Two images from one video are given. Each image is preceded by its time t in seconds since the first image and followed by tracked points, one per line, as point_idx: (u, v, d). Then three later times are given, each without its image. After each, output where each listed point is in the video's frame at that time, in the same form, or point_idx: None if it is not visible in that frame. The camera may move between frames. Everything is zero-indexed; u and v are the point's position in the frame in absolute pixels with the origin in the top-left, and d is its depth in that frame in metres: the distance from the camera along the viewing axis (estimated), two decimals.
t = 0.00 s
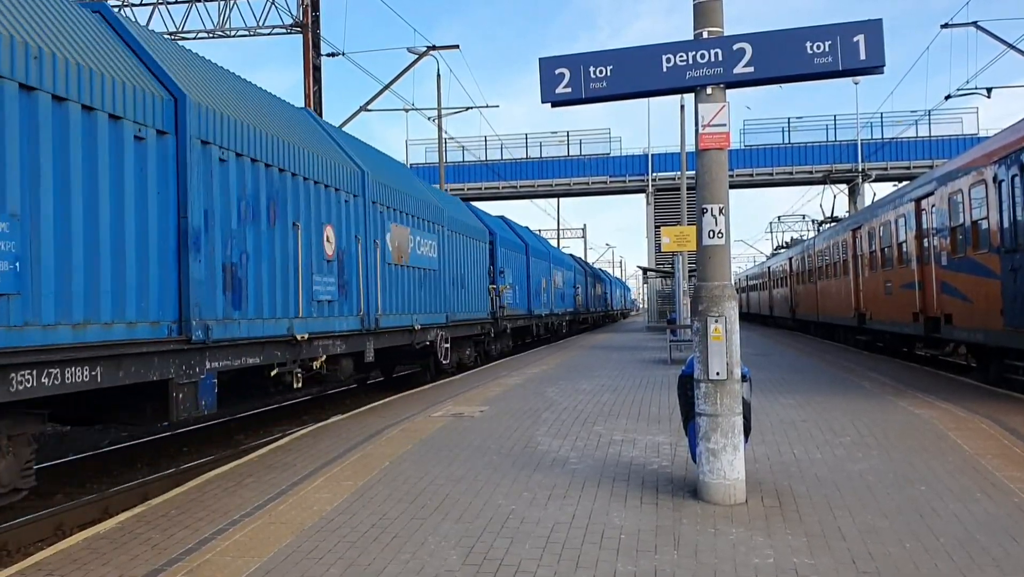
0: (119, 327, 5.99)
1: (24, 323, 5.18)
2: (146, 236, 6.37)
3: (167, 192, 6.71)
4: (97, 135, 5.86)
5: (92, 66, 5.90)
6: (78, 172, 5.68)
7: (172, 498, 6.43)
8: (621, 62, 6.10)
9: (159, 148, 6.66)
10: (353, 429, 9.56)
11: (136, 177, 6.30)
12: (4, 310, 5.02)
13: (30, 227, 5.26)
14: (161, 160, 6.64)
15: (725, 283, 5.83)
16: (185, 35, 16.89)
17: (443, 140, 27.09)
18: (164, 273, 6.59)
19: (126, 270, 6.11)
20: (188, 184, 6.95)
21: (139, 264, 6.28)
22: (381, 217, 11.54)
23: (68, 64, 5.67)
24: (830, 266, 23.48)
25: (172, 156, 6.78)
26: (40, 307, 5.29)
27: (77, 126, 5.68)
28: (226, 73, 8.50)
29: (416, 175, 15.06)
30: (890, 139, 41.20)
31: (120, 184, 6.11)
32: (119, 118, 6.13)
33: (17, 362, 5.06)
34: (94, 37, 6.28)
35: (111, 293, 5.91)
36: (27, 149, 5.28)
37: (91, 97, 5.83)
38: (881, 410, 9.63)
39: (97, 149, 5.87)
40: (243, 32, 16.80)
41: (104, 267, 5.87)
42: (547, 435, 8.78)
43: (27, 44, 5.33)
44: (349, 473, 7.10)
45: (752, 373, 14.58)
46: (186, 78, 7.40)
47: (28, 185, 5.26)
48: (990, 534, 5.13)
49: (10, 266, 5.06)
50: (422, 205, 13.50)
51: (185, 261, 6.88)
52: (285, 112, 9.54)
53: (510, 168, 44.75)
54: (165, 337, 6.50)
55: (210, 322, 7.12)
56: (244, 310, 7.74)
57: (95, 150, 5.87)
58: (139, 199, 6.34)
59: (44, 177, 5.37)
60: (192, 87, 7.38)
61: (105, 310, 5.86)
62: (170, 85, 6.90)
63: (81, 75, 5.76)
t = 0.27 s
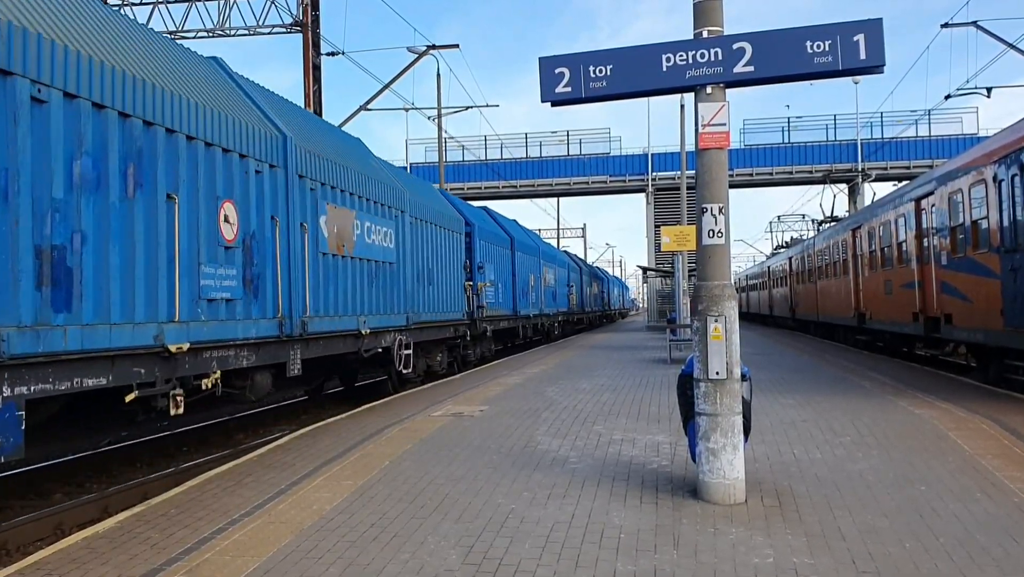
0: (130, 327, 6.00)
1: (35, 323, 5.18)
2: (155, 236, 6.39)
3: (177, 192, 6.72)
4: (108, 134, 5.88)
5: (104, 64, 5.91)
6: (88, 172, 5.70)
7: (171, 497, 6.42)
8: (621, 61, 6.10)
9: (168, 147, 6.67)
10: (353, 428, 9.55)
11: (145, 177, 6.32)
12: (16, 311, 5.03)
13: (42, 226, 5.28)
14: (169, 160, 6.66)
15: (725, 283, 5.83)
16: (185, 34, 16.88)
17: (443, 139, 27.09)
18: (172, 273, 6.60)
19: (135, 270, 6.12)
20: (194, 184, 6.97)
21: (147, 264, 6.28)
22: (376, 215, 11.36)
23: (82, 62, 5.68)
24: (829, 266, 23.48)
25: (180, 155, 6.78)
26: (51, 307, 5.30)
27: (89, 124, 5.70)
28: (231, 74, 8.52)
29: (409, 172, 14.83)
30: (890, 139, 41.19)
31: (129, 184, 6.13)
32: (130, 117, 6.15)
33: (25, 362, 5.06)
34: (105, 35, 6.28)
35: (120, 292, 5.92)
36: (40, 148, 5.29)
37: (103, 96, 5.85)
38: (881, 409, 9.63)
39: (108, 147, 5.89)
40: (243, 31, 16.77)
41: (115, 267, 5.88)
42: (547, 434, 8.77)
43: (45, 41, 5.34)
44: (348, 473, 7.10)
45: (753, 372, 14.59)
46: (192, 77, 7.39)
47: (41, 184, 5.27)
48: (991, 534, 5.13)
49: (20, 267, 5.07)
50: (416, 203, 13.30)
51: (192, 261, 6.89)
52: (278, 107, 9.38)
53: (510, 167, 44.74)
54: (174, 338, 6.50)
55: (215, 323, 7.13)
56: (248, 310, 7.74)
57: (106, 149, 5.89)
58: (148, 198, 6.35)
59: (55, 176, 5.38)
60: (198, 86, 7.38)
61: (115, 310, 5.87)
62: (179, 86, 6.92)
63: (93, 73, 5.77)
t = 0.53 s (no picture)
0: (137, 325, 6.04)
1: (42, 324, 5.23)
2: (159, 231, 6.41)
3: (185, 189, 6.76)
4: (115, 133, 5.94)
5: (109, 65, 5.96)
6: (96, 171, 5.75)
7: (170, 496, 6.41)
8: (621, 60, 6.09)
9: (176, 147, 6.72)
10: (353, 427, 9.55)
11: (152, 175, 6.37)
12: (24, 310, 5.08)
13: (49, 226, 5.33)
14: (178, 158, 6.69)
15: (725, 281, 5.83)
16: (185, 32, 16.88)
17: (443, 138, 27.08)
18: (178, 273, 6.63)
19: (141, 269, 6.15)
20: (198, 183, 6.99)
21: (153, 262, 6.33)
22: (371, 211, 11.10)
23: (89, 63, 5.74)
24: (829, 265, 23.48)
25: (185, 155, 6.83)
26: (59, 306, 5.36)
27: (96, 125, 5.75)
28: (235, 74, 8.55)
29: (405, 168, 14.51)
30: (890, 138, 41.16)
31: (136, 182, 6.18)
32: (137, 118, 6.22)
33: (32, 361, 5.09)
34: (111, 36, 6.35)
35: (128, 291, 5.98)
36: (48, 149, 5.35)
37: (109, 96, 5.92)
38: (881, 409, 9.62)
39: (114, 148, 5.94)
40: (244, 30, 16.80)
41: (122, 266, 5.94)
42: (547, 433, 8.77)
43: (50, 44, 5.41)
44: (347, 472, 7.09)
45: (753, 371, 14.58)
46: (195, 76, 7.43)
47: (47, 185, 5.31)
48: (991, 533, 5.12)
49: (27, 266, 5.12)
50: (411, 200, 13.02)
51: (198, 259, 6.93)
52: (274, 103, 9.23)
53: (509, 166, 44.72)
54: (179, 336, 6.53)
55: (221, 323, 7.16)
56: (251, 310, 7.74)
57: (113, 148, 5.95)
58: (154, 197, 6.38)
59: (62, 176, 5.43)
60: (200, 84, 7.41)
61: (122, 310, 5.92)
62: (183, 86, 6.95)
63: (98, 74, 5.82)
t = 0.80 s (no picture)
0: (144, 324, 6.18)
1: (57, 321, 5.36)
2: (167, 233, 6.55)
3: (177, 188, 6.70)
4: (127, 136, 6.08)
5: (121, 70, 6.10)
6: (110, 174, 5.88)
7: (171, 496, 6.41)
8: (622, 59, 6.08)
9: (176, 148, 6.77)
10: (353, 426, 9.55)
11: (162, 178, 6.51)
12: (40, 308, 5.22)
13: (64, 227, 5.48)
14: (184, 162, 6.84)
15: (725, 281, 5.83)
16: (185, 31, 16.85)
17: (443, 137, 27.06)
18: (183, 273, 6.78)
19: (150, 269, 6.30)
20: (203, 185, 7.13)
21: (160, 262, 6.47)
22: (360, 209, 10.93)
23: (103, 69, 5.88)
24: (830, 264, 23.47)
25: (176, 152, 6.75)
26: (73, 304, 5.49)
27: (110, 129, 5.89)
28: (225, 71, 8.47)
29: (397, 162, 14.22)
30: (890, 137, 41.13)
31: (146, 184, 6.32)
32: (148, 121, 6.36)
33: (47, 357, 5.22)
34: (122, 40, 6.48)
35: (127, 290, 6.01)
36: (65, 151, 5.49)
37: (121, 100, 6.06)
38: (882, 408, 9.61)
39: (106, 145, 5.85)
40: (243, 29, 16.77)
41: (132, 266, 6.08)
42: (547, 432, 8.77)
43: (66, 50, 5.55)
44: (348, 471, 7.09)
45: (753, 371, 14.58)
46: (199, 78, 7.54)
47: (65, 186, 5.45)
48: (992, 533, 5.12)
49: (44, 266, 5.27)
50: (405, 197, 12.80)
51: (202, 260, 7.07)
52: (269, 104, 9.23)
53: (510, 165, 44.69)
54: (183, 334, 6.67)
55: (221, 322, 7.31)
56: (248, 310, 7.82)
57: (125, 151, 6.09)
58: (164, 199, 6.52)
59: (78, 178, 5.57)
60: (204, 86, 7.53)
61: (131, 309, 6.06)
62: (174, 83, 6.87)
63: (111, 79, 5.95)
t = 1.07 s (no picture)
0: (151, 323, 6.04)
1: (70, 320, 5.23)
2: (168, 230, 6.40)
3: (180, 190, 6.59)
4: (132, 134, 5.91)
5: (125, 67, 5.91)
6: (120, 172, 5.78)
7: (171, 494, 6.40)
8: (622, 57, 6.08)
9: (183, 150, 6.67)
10: (353, 425, 9.54)
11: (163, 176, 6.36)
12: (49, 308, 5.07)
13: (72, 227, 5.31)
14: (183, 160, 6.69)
15: (725, 279, 5.82)
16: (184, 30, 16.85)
17: (443, 135, 27.06)
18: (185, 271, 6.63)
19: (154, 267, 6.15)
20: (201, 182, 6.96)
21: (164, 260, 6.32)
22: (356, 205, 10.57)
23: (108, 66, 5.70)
24: (830, 263, 23.47)
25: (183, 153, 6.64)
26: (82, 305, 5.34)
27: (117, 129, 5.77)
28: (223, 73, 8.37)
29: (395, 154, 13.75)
30: (890, 136, 41.10)
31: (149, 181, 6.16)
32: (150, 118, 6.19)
33: (56, 356, 5.07)
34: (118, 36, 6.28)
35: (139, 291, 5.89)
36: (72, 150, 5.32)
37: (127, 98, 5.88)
38: (881, 406, 9.61)
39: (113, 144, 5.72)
40: (243, 27, 16.75)
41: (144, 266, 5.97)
42: (547, 430, 8.77)
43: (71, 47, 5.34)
44: (348, 469, 7.08)
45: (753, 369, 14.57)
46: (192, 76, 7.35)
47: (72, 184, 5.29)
48: (992, 532, 5.11)
49: (51, 266, 5.11)
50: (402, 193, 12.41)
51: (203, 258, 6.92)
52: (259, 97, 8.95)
53: (510, 164, 44.65)
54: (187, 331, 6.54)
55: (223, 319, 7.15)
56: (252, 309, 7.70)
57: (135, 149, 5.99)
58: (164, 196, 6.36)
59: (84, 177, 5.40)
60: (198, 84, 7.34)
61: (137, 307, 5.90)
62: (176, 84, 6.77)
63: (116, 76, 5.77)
